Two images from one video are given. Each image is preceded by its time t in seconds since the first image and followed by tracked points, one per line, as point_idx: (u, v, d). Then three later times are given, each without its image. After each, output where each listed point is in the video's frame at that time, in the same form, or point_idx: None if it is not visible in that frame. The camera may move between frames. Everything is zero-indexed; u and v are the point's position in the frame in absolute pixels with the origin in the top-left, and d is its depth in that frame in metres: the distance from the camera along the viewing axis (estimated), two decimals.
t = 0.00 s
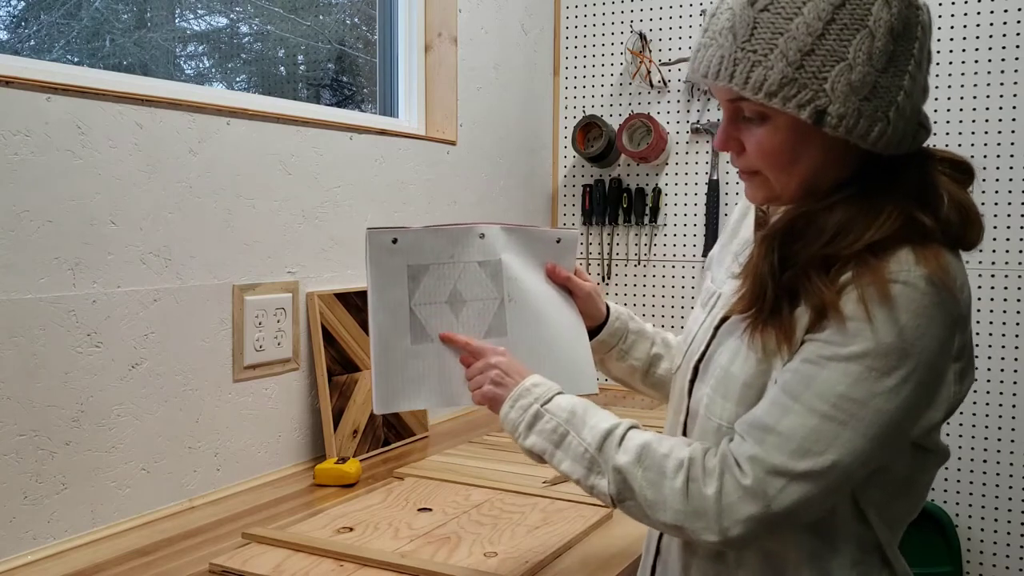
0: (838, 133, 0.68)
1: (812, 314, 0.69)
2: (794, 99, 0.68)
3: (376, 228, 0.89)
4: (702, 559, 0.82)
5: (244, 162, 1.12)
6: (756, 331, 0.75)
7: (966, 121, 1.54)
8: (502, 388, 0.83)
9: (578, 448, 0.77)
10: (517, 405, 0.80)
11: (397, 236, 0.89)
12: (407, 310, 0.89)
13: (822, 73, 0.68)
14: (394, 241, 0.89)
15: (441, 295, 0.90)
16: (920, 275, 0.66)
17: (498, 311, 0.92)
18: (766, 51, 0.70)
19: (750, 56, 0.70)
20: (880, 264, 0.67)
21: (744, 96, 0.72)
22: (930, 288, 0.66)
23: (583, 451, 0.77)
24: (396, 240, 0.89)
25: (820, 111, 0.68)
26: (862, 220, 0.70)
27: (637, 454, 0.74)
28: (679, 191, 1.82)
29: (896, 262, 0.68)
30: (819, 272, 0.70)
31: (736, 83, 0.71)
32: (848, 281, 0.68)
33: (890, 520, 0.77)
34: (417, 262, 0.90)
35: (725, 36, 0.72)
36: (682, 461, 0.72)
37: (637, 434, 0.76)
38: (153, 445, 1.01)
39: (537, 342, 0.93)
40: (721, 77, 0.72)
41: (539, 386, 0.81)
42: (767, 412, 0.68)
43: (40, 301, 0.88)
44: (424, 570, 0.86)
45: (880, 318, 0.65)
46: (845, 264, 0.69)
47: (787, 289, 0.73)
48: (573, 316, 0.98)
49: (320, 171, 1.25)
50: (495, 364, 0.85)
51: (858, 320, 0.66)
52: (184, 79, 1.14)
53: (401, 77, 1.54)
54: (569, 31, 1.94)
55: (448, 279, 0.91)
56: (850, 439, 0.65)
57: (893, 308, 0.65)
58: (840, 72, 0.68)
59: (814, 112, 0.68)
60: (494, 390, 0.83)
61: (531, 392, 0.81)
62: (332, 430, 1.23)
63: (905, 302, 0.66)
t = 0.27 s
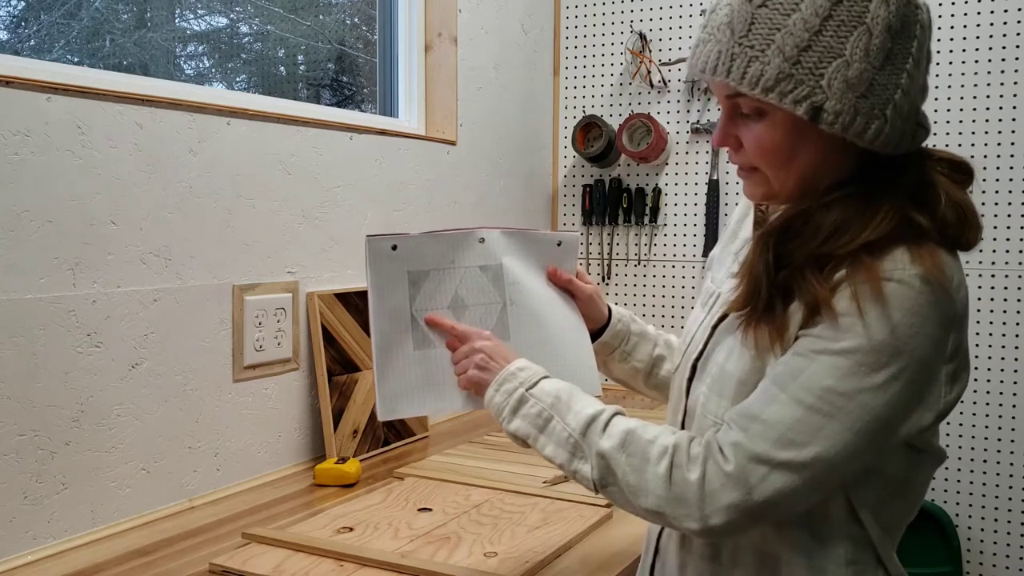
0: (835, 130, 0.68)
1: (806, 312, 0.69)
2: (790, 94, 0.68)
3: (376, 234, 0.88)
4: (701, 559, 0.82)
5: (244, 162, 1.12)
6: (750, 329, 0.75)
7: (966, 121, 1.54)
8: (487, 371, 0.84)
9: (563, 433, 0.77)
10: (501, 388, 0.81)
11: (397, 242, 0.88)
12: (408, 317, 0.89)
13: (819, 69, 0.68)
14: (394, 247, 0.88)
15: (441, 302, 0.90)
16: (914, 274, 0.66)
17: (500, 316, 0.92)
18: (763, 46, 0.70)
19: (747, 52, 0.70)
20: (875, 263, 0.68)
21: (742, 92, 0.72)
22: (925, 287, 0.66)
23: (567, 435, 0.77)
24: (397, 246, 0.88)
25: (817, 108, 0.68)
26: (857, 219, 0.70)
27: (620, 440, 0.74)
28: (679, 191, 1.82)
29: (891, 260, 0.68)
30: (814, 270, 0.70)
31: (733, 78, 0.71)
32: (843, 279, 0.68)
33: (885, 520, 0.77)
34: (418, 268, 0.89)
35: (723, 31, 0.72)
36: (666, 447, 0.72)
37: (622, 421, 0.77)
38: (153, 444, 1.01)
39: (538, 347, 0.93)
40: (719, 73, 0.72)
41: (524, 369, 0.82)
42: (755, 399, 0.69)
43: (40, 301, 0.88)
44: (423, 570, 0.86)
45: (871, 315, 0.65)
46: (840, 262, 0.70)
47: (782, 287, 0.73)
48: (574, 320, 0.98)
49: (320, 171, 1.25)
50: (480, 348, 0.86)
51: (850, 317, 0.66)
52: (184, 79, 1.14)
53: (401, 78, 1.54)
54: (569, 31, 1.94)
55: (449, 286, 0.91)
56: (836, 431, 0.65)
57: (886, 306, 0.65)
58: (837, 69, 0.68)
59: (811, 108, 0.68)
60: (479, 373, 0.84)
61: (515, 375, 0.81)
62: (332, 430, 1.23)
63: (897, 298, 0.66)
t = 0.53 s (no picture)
0: (836, 128, 0.68)
1: (806, 309, 0.69)
2: (792, 92, 0.68)
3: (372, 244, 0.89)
4: (700, 559, 0.82)
5: (243, 162, 1.12)
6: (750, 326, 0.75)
7: (966, 121, 1.54)
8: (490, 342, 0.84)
9: (559, 409, 0.77)
10: (502, 360, 0.82)
11: (393, 251, 0.89)
12: (405, 325, 0.90)
13: (821, 67, 0.68)
14: (390, 256, 0.89)
15: (438, 310, 0.90)
16: (915, 273, 0.66)
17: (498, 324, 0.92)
18: (766, 44, 0.70)
19: (749, 49, 0.70)
20: (876, 262, 0.68)
21: (744, 89, 0.72)
22: (926, 288, 0.66)
23: (564, 411, 0.77)
24: (393, 254, 0.89)
25: (818, 105, 0.68)
26: (858, 218, 0.70)
27: (617, 419, 0.74)
28: (679, 191, 1.82)
29: (892, 260, 0.68)
30: (815, 269, 0.70)
31: (735, 75, 0.71)
32: (844, 276, 0.68)
33: (884, 520, 0.77)
34: (414, 276, 0.90)
35: (725, 28, 0.72)
36: (662, 430, 0.73)
37: (619, 401, 0.77)
38: (152, 444, 1.01)
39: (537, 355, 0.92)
40: (721, 70, 0.72)
41: (525, 344, 0.82)
42: (755, 396, 0.69)
43: (40, 301, 0.88)
44: (423, 570, 0.86)
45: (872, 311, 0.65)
46: (841, 260, 0.69)
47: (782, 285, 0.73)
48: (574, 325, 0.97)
49: (320, 171, 1.25)
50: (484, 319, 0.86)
51: (850, 313, 0.66)
52: (184, 79, 1.14)
53: (401, 78, 1.54)
54: (569, 31, 1.94)
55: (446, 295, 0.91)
56: (833, 426, 0.65)
57: (886, 305, 0.65)
58: (839, 67, 0.68)
59: (813, 105, 0.68)
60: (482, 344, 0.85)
61: (516, 350, 0.82)
62: (332, 430, 1.23)
63: (897, 296, 0.66)
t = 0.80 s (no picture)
0: (835, 128, 0.68)
1: (808, 312, 0.69)
2: (792, 92, 0.68)
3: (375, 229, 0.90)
4: (700, 559, 0.81)
5: (243, 162, 1.12)
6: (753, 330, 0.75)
7: (966, 121, 1.54)
8: (496, 384, 0.78)
9: (575, 456, 0.74)
10: (508, 414, 0.76)
11: (396, 237, 0.90)
12: (407, 312, 0.89)
13: (820, 67, 0.68)
14: (393, 242, 0.90)
15: (440, 298, 0.91)
16: (915, 272, 0.66)
17: (497, 315, 0.92)
18: (765, 43, 0.70)
19: (749, 48, 0.70)
20: (876, 261, 0.68)
21: (743, 88, 0.72)
22: (926, 287, 0.66)
23: (580, 460, 0.73)
24: (395, 241, 0.90)
25: (817, 105, 0.68)
26: (857, 217, 0.70)
27: (634, 461, 0.71)
28: (679, 191, 1.82)
29: (891, 259, 0.68)
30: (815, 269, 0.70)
31: (734, 74, 0.71)
32: (844, 277, 0.69)
33: (885, 520, 0.77)
34: (416, 264, 0.91)
35: (725, 27, 0.73)
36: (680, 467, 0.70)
37: (635, 437, 0.73)
38: (152, 444, 1.01)
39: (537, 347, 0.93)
40: (720, 68, 0.72)
41: (529, 389, 0.76)
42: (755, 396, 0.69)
43: (40, 301, 0.88)
44: (423, 570, 0.86)
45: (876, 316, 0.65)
46: (841, 261, 0.70)
47: (782, 286, 0.73)
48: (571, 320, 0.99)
49: (320, 171, 1.25)
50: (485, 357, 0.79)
51: (854, 318, 0.66)
52: (184, 79, 1.14)
53: (401, 78, 1.54)
54: (569, 31, 1.94)
55: (446, 283, 0.91)
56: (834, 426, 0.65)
57: (887, 305, 0.65)
58: (839, 67, 0.68)
59: (812, 105, 0.68)
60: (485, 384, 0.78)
61: (523, 396, 0.76)
62: (332, 430, 1.23)
63: (899, 298, 0.66)
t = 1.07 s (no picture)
0: (835, 133, 0.68)
1: (813, 325, 0.69)
2: (792, 96, 0.69)
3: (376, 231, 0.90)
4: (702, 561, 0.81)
5: (243, 163, 1.12)
6: (758, 341, 0.75)
7: (966, 121, 1.54)
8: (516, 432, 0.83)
9: (602, 505, 0.78)
10: (535, 461, 0.82)
11: (396, 238, 0.90)
12: (408, 313, 0.89)
13: (820, 72, 0.68)
14: (394, 243, 0.90)
15: (441, 300, 0.90)
16: (919, 284, 0.66)
17: (499, 316, 0.92)
18: (765, 46, 0.70)
19: (749, 51, 0.71)
20: (879, 270, 0.68)
21: (743, 92, 0.72)
22: (930, 299, 0.66)
23: (607, 507, 0.78)
24: (396, 242, 0.91)
25: (817, 110, 0.68)
26: (860, 225, 0.70)
27: (660, 506, 0.73)
28: (679, 191, 1.82)
29: (894, 268, 0.68)
30: (818, 277, 0.70)
31: (734, 78, 0.71)
32: (847, 290, 0.69)
33: (888, 523, 0.76)
34: (417, 265, 0.91)
35: (725, 30, 0.73)
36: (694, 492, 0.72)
37: (658, 470, 0.76)
38: (152, 444, 1.01)
39: (540, 350, 0.93)
40: (720, 71, 0.72)
41: (547, 438, 0.81)
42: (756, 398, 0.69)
43: (40, 301, 0.88)
44: (423, 570, 0.86)
45: (884, 333, 0.65)
46: (844, 270, 0.70)
47: (785, 293, 0.73)
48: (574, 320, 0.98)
49: (320, 171, 1.25)
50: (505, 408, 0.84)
51: (860, 335, 0.66)
52: (184, 79, 1.14)
53: (400, 78, 1.54)
54: (569, 31, 1.94)
55: (449, 284, 0.92)
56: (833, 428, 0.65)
57: (891, 318, 0.65)
58: (839, 72, 0.68)
59: (812, 111, 0.68)
60: (504, 433, 0.84)
61: (543, 447, 0.81)
62: (331, 430, 1.23)
63: (905, 312, 0.66)
